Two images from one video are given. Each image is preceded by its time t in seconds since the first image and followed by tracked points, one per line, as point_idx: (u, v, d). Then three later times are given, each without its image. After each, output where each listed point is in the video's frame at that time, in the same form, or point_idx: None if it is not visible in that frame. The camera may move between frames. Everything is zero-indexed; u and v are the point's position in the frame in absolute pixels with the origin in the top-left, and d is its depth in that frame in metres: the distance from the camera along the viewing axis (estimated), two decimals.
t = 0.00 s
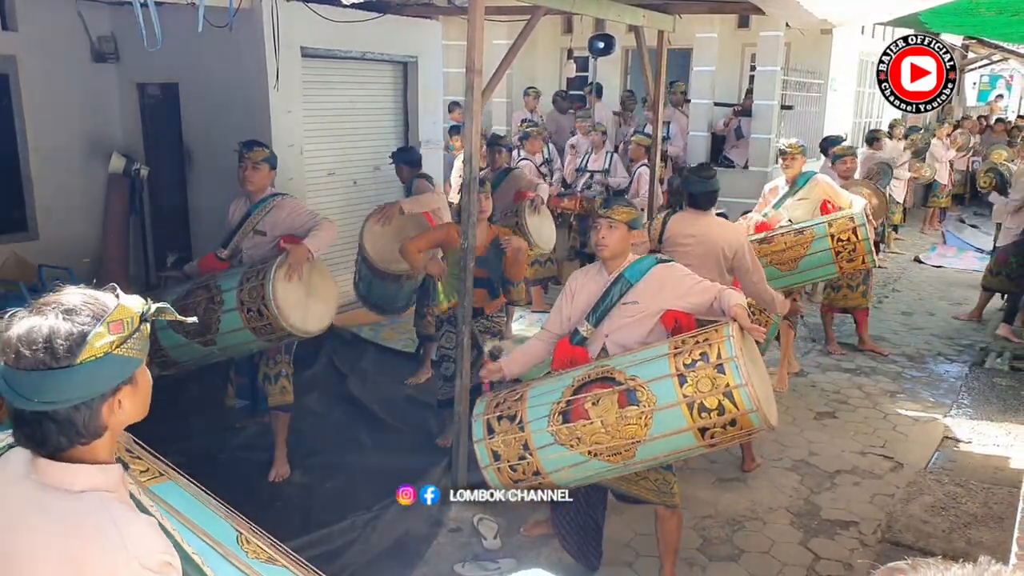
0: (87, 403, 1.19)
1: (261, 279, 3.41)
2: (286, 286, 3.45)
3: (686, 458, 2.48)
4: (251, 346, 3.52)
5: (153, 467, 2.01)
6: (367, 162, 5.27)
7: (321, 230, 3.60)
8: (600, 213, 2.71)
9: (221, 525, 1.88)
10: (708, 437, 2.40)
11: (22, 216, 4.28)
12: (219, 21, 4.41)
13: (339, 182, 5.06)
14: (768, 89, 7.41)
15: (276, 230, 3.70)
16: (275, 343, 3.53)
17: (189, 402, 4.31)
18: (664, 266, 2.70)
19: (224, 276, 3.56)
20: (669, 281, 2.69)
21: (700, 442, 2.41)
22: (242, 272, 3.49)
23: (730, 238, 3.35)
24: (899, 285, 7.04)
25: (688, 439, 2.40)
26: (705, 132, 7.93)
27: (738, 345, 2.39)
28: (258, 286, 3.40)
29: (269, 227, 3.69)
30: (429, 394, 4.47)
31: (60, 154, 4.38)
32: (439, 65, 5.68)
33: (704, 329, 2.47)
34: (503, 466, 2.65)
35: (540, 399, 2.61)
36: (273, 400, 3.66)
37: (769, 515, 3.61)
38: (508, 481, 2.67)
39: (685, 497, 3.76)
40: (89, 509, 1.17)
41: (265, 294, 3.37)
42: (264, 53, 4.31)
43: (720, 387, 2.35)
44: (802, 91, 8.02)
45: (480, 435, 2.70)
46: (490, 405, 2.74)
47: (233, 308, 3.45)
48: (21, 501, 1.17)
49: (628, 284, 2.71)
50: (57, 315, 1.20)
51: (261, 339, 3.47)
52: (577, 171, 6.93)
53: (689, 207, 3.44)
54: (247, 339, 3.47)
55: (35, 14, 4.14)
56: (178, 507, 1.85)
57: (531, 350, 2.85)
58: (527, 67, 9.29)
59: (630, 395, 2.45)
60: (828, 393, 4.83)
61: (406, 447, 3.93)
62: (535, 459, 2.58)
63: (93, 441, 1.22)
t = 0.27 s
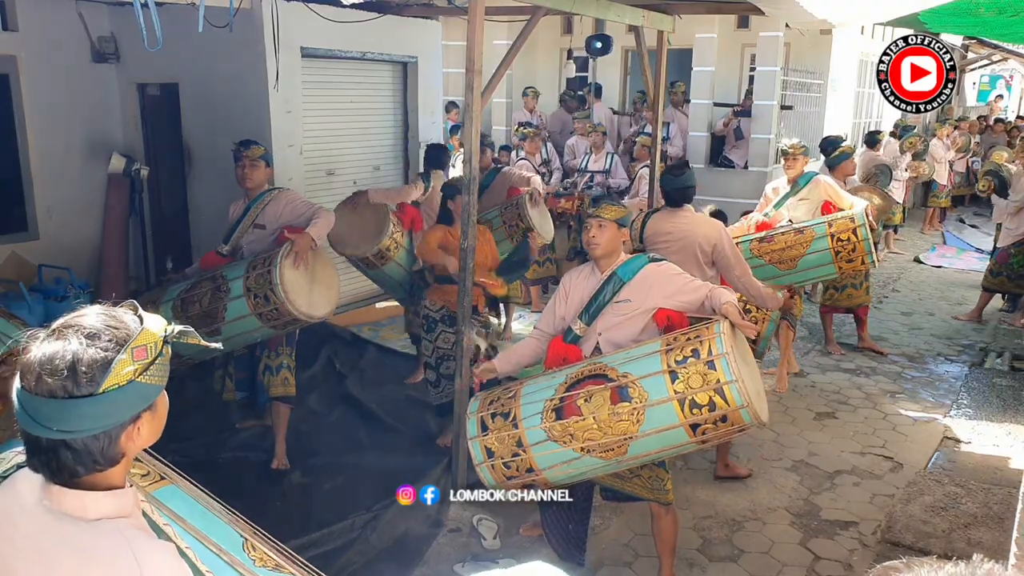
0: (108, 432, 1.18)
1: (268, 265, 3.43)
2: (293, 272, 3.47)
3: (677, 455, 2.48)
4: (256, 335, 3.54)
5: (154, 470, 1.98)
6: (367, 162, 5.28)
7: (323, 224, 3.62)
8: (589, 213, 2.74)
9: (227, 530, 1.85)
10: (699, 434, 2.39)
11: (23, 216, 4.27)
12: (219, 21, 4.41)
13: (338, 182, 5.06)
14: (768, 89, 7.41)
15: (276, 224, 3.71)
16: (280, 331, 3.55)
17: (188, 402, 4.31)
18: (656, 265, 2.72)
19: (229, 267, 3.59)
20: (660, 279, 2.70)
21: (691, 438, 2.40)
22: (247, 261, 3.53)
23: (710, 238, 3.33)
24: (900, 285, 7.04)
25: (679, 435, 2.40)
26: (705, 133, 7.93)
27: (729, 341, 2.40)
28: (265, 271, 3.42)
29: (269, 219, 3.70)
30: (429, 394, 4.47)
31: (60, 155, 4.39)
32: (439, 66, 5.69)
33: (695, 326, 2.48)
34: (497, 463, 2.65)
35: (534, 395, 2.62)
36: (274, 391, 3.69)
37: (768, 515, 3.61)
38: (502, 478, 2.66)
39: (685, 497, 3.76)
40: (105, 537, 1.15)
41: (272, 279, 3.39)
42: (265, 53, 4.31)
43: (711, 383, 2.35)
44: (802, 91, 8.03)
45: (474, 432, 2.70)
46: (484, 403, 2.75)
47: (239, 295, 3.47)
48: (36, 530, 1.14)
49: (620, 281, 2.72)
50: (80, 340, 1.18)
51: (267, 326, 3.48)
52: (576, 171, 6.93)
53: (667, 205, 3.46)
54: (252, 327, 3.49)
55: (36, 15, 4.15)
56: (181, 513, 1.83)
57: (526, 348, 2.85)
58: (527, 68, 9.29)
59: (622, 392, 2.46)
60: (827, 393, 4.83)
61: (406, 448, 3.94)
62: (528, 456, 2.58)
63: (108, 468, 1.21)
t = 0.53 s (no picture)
0: (103, 436, 1.18)
1: (276, 259, 3.44)
2: (301, 267, 3.48)
3: (676, 453, 2.48)
4: (261, 330, 3.54)
5: (150, 475, 1.99)
6: (367, 163, 5.29)
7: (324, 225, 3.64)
8: (587, 213, 2.73)
9: (221, 534, 1.85)
10: (697, 432, 2.39)
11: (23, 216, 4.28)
12: (220, 22, 4.41)
13: (338, 182, 5.06)
14: (768, 90, 7.41)
15: (276, 223, 3.71)
16: (286, 326, 3.56)
17: (188, 402, 4.32)
18: (655, 264, 2.72)
19: (234, 262, 3.58)
20: (660, 278, 2.69)
21: (689, 436, 2.40)
22: (255, 256, 3.52)
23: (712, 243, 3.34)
24: (900, 286, 7.03)
25: (677, 433, 2.40)
26: (705, 133, 7.92)
27: (727, 340, 2.39)
28: (273, 265, 3.42)
29: (270, 219, 3.70)
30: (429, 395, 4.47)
31: (60, 155, 4.40)
32: (438, 66, 5.69)
33: (693, 325, 2.47)
34: (496, 461, 2.65)
35: (534, 394, 2.62)
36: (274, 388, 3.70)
37: (768, 516, 3.60)
38: (501, 476, 2.66)
39: (685, 498, 3.75)
40: (99, 544, 1.15)
41: (281, 273, 3.40)
42: (265, 53, 4.31)
43: (709, 381, 2.35)
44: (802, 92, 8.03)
45: (474, 430, 2.70)
46: (484, 402, 2.75)
47: (247, 290, 3.47)
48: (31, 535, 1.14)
49: (620, 281, 2.72)
50: (79, 343, 1.18)
51: (274, 320, 3.49)
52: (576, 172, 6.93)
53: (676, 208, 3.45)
54: (258, 321, 3.49)
55: (36, 16, 4.16)
56: (176, 517, 1.83)
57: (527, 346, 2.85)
58: (527, 68, 9.30)
59: (620, 390, 2.45)
60: (827, 394, 4.82)
61: (406, 448, 3.93)
62: (527, 454, 2.58)
63: (103, 474, 1.21)
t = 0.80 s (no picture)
0: (94, 433, 1.18)
1: (283, 259, 3.44)
2: (308, 268, 3.47)
3: (678, 457, 2.48)
4: (264, 328, 3.54)
5: (144, 475, 1.99)
6: (367, 163, 5.29)
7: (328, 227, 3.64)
8: (592, 215, 2.73)
9: (216, 536, 1.84)
10: (699, 436, 2.39)
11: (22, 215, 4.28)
12: (220, 22, 4.41)
13: (338, 182, 5.06)
14: (768, 90, 7.41)
15: (280, 223, 3.71)
16: (289, 326, 3.56)
17: (188, 401, 4.32)
18: (659, 267, 2.72)
19: (240, 261, 3.59)
20: (664, 282, 2.69)
21: (691, 441, 2.40)
22: (260, 255, 3.53)
23: (718, 247, 3.33)
24: (900, 287, 7.03)
25: (679, 437, 2.40)
26: (705, 133, 7.91)
27: (730, 344, 2.39)
28: (279, 264, 3.43)
29: (274, 219, 3.70)
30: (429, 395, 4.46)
31: (60, 155, 4.40)
32: (439, 66, 5.69)
33: (696, 329, 2.47)
34: (498, 462, 2.65)
35: (536, 396, 2.62)
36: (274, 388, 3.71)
37: (768, 517, 3.60)
38: (502, 477, 2.66)
39: (685, 498, 3.75)
40: (88, 545, 1.14)
41: (287, 272, 3.40)
42: (265, 53, 4.31)
43: (711, 386, 2.35)
44: (802, 93, 8.03)
45: (476, 431, 2.70)
46: (486, 403, 2.75)
47: (252, 288, 3.47)
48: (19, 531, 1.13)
49: (624, 283, 2.72)
50: (74, 338, 1.19)
51: (278, 319, 3.49)
52: (576, 172, 6.93)
53: (688, 210, 3.44)
54: (262, 319, 3.49)
55: (37, 16, 4.16)
56: (170, 519, 1.83)
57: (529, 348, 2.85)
58: (527, 69, 9.30)
59: (622, 394, 2.45)
60: (827, 395, 4.82)
61: (405, 448, 3.93)
62: (529, 456, 2.58)
63: (92, 473, 1.21)
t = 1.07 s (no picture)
0: (92, 435, 1.18)
1: (283, 261, 3.44)
2: (309, 271, 3.47)
3: (680, 457, 2.48)
4: (265, 331, 3.54)
5: (145, 476, 2.00)
6: (367, 163, 5.29)
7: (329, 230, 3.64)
8: (595, 217, 2.70)
9: (216, 537, 1.84)
10: (701, 436, 2.39)
11: (23, 216, 4.29)
12: (221, 22, 4.42)
13: (338, 182, 5.06)
14: (768, 90, 7.41)
15: (281, 224, 3.71)
16: (289, 328, 3.56)
17: (188, 402, 4.32)
18: (663, 268, 2.70)
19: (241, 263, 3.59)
20: (667, 282, 2.68)
21: (693, 441, 2.40)
22: (261, 258, 3.53)
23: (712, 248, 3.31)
24: (902, 286, 7.02)
25: (681, 438, 2.40)
26: (705, 133, 7.90)
27: (733, 345, 2.39)
28: (280, 267, 3.43)
29: (275, 221, 3.70)
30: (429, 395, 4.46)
31: (61, 156, 4.40)
32: (439, 66, 5.69)
33: (699, 329, 2.47)
34: (499, 461, 2.65)
35: (538, 395, 2.62)
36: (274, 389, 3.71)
37: (769, 517, 3.60)
38: (504, 477, 2.66)
39: (685, 498, 3.75)
40: (84, 548, 1.15)
41: (288, 276, 3.40)
42: (265, 53, 4.31)
43: (714, 386, 2.35)
44: (802, 92, 8.01)
45: (477, 430, 2.70)
46: (487, 402, 2.75)
47: (253, 291, 3.47)
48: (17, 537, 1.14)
49: (626, 283, 2.71)
50: (71, 340, 1.19)
51: (279, 322, 3.49)
52: (576, 172, 6.93)
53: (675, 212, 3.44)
54: (264, 322, 3.50)
55: (37, 17, 4.16)
56: (169, 520, 1.83)
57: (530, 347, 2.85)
58: (527, 69, 9.29)
59: (624, 394, 2.45)
60: (828, 394, 4.81)
61: (406, 448, 3.93)
62: (531, 455, 2.58)
63: (89, 476, 1.20)
